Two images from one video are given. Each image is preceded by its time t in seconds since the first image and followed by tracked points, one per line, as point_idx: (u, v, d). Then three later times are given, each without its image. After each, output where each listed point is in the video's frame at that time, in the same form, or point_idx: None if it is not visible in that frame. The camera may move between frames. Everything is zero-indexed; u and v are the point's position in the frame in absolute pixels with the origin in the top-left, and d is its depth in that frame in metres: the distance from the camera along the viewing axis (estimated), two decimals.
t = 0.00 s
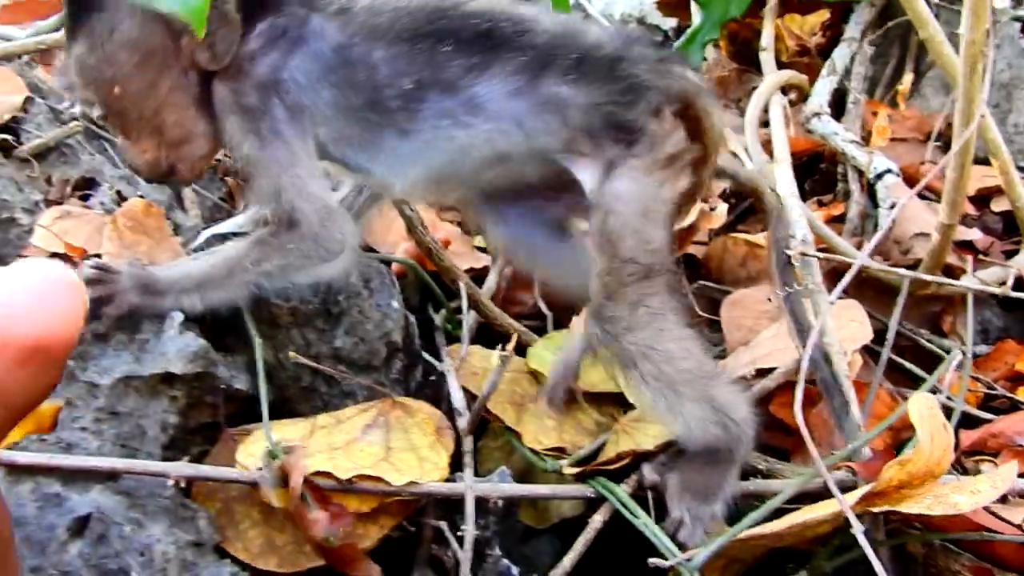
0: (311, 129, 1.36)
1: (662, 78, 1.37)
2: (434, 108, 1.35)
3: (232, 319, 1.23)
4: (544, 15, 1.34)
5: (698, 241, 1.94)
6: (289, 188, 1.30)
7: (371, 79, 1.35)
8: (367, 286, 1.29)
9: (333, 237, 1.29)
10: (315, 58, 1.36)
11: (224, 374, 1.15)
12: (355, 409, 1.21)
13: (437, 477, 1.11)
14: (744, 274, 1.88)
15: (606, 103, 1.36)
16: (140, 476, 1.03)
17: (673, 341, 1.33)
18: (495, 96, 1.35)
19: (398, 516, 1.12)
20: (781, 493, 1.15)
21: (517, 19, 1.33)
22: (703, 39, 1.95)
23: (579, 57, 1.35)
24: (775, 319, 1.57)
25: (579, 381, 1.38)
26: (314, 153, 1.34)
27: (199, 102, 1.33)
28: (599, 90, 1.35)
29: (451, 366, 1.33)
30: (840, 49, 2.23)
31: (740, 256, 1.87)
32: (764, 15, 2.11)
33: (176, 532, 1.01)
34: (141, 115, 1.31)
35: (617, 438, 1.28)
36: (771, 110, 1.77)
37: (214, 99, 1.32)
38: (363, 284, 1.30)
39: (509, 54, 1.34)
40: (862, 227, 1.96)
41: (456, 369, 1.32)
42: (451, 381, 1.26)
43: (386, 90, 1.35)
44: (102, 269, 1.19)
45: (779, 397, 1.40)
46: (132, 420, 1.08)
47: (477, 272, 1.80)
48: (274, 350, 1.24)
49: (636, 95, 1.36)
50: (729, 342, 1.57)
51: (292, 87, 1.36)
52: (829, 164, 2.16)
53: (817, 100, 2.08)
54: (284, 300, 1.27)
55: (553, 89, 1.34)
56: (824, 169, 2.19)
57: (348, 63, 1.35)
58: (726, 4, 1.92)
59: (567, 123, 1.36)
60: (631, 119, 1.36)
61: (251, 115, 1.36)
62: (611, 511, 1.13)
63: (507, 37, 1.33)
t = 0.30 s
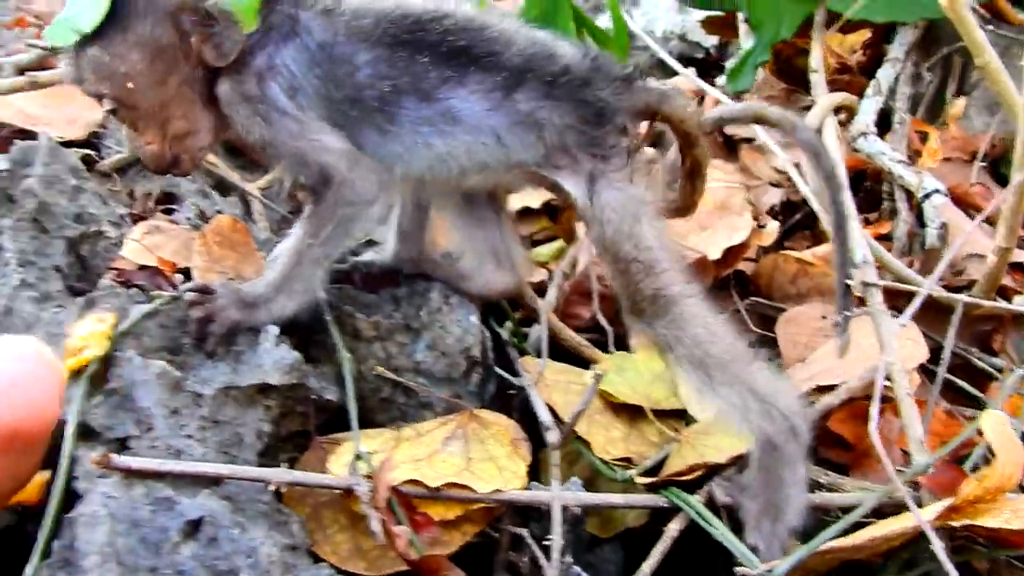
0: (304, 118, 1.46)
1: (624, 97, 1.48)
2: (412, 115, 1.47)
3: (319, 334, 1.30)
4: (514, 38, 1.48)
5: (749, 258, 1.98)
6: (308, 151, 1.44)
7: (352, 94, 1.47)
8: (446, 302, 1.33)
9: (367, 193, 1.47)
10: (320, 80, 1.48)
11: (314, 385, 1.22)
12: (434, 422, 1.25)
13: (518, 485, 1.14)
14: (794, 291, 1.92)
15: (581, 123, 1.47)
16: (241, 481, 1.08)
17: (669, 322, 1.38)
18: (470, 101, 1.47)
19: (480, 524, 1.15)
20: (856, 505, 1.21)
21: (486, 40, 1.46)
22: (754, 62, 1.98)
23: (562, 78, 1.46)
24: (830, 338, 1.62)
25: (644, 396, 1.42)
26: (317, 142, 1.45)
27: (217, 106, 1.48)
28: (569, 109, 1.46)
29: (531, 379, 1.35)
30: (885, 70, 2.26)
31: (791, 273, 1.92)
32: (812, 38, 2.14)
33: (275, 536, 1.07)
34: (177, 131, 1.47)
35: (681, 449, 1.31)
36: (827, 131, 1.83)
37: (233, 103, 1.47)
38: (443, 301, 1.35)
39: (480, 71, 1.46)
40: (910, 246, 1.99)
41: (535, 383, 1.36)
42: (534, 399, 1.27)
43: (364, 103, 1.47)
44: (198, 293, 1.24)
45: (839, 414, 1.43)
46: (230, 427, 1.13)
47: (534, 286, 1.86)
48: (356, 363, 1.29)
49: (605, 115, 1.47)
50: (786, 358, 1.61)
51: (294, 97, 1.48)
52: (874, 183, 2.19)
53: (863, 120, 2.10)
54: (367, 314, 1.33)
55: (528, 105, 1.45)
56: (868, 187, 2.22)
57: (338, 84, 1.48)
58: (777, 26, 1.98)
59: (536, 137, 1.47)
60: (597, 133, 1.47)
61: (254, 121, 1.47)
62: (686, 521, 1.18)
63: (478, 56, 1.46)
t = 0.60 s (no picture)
0: (347, 100, 1.43)
1: (647, 87, 1.45)
2: (447, 91, 1.42)
3: (395, 352, 1.33)
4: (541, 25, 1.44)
5: (808, 280, 1.97)
6: (349, 140, 1.42)
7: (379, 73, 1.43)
8: (515, 320, 1.36)
9: (404, 187, 1.49)
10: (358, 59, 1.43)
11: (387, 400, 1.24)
12: (501, 438, 1.26)
13: (588, 501, 1.15)
14: (854, 313, 1.89)
15: (591, 102, 1.41)
16: (319, 491, 1.11)
17: (532, 275, 1.36)
18: (505, 84, 1.40)
19: (549, 539, 1.17)
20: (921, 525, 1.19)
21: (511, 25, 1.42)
22: (813, 86, 2.03)
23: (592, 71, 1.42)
24: (892, 361, 1.62)
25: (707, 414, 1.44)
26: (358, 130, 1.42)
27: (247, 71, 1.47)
28: (581, 88, 1.41)
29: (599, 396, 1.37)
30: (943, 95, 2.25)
31: (850, 296, 1.89)
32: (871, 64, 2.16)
33: (350, 546, 1.07)
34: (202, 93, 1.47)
35: (745, 468, 1.32)
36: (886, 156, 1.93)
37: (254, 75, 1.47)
38: (511, 318, 1.37)
39: (511, 52, 1.41)
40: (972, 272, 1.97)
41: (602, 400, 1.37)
42: (606, 416, 1.28)
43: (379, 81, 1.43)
44: (278, 307, 1.27)
45: (904, 436, 1.42)
46: (306, 439, 1.16)
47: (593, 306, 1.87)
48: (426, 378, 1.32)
49: (617, 101, 1.42)
50: (849, 382, 1.61)
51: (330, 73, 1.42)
52: (933, 208, 2.18)
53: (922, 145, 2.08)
54: (437, 330, 1.35)
55: (546, 79, 1.40)
56: (927, 212, 2.21)
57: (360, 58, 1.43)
58: (838, 51, 2.02)
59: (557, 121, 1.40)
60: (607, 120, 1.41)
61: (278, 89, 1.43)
62: (758, 539, 1.18)
63: (512, 37, 1.41)
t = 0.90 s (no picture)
0: (386, 109, 1.31)
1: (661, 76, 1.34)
2: (486, 71, 1.32)
3: (439, 361, 1.35)
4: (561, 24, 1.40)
5: (834, 303, 2.01)
6: (385, 149, 1.28)
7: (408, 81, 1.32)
8: (556, 336, 1.39)
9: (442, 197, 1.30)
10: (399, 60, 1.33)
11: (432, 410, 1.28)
12: (541, 452, 1.30)
13: (624, 517, 1.19)
14: (879, 338, 1.92)
15: (608, 76, 1.33)
16: (367, 497, 1.15)
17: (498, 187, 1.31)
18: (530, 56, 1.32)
19: (585, 552, 1.21)
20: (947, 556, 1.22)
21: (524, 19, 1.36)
22: (850, 111, 2.06)
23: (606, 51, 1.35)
24: (918, 388, 1.65)
25: (738, 435, 1.47)
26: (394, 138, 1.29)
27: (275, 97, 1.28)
28: (600, 66, 1.33)
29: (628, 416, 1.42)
30: (976, 124, 2.24)
31: (877, 321, 1.91)
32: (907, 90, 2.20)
33: (395, 552, 1.11)
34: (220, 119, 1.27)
35: (773, 491, 1.34)
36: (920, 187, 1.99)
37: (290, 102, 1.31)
38: (552, 334, 1.39)
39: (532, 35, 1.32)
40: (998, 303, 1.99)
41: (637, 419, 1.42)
42: (645, 436, 1.33)
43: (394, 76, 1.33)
44: (331, 313, 1.31)
45: (929, 465, 1.45)
46: (353, 446, 1.20)
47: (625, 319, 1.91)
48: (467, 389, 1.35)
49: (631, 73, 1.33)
50: (875, 408, 1.64)
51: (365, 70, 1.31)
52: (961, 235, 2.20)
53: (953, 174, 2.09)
54: (481, 341, 1.38)
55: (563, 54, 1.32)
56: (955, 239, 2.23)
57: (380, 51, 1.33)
58: (873, 78, 2.06)
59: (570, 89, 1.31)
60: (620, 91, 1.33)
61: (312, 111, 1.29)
62: (788, 562, 1.21)
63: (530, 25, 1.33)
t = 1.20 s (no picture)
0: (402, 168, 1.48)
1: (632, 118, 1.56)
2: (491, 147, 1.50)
3: (495, 400, 1.43)
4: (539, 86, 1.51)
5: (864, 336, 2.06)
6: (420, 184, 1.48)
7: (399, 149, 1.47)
8: (606, 374, 1.43)
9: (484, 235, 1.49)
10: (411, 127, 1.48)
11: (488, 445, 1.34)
12: (591, 487, 1.37)
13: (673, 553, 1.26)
14: (908, 372, 1.98)
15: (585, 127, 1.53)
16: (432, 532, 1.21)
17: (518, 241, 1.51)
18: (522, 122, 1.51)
19: None
20: None
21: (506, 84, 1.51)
22: (882, 150, 2.20)
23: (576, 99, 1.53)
24: (949, 425, 1.70)
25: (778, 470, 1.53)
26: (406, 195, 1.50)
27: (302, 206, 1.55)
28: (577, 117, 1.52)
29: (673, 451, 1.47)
30: (1002, 157, 2.25)
31: (906, 355, 1.97)
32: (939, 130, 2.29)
33: None
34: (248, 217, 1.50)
35: (811, 526, 1.40)
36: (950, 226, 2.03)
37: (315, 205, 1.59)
38: (602, 371, 1.43)
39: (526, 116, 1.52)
40: None
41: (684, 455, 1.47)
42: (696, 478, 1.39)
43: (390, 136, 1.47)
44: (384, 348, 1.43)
45: (962, 503, 1.51)
46: (416, 480, 1.26)
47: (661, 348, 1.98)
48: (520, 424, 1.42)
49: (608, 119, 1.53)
50: (907, 442, 1.70)
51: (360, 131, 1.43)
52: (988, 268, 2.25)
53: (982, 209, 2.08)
54: (536, 380, 1.44)
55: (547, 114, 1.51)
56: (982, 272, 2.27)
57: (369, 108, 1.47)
58: (907, 118, 2.15)
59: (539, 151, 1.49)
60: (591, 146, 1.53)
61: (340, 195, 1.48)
62: None
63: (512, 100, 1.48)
